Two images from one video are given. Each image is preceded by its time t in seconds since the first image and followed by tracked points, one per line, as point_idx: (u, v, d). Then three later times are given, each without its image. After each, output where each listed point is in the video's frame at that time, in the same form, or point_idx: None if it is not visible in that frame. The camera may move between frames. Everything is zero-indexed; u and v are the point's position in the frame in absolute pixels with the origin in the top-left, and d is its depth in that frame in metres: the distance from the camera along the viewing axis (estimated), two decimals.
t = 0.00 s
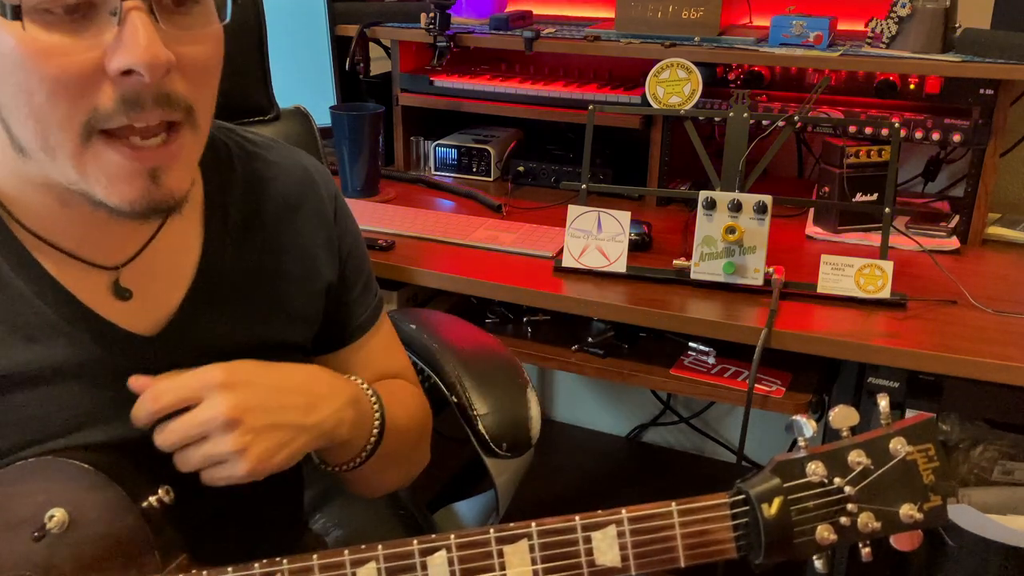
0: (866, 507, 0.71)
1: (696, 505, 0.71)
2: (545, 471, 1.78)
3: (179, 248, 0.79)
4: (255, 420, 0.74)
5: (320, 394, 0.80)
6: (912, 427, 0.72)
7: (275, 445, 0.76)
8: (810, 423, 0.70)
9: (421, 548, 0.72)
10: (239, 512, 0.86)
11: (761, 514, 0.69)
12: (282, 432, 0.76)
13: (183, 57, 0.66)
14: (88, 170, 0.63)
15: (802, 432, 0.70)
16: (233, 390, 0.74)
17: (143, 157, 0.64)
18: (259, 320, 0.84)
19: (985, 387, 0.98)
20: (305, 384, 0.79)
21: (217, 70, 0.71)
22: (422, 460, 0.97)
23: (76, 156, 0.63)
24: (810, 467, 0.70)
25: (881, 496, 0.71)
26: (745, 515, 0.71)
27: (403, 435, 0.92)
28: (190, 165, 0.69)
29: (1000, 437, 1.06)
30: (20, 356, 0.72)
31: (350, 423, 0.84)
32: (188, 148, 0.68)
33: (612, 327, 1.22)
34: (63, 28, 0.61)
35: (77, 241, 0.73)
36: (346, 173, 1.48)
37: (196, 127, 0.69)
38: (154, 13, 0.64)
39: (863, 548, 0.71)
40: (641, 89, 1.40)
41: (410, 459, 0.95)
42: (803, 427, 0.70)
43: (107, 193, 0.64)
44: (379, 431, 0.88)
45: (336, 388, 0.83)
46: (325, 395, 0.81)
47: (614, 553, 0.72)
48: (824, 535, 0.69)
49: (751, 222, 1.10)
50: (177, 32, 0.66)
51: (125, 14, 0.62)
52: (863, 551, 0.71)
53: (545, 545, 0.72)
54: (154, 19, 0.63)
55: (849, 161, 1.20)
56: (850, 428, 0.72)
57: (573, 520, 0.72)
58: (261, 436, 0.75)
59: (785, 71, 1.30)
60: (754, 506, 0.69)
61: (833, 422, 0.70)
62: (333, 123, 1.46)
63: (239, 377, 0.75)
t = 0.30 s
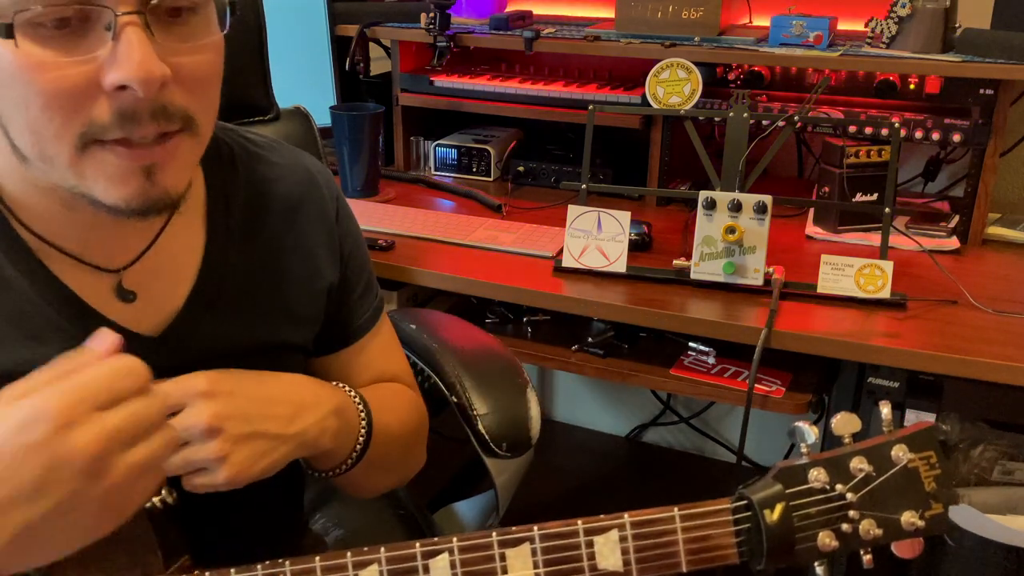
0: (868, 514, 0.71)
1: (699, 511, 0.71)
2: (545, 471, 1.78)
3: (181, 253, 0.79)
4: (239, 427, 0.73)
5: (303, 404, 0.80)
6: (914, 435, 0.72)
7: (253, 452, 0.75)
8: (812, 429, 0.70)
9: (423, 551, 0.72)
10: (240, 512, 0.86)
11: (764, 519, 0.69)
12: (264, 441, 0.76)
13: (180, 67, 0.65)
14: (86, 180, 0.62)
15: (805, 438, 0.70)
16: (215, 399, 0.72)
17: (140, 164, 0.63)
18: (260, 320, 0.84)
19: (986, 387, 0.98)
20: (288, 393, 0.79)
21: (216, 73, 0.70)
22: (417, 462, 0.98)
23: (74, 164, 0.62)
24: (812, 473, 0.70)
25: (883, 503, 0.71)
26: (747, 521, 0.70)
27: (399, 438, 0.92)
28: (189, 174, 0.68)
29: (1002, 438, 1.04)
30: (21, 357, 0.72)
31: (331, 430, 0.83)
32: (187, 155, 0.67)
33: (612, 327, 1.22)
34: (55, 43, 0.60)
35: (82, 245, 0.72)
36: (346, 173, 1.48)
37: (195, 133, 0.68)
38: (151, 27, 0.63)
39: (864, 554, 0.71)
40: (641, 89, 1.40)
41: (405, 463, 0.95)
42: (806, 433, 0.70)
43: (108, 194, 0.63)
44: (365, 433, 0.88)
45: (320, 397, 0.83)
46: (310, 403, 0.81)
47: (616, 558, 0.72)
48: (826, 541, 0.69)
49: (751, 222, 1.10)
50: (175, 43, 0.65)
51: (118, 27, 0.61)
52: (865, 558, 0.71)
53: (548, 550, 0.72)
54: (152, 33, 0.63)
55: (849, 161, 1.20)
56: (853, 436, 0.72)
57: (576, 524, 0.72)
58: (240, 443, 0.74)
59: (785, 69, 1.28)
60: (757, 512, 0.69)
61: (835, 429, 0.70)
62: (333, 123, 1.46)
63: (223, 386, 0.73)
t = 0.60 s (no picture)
0: (865, 507, 0.71)
1: (694, 504, 0.71)
2: (545, 471, 1.78)
3: (177, 250, 0.79)
4: (236, 416, 0.74)
5: (306, 397, 0.80)
6: (910, 427, 0.72)
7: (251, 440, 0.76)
8: (808, 422, 0.70)
9: (420, 547, 0.72)
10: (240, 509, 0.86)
11: (759, 512, 0.69)
12: (263, 431, 0.76)
13: (137, 58, 0.62)
14: (50, 173, 0.62)
15: (801, 432, 0.70)
16: (218, 387, 0.74)
17: (100, 158, 0.62)
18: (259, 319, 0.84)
19: (985, 387, 0.98)
20: (288, 385, 0.79)
21: (186, 69, 0.67)
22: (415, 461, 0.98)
23: (38, 154, 0.62)
24: (808, 466, 0.70)
25: (879, 496, 0.71)
26: (743, 514, 0.70)
27: (396, 438, 0.92)
28: (157, 170, 0.66)
29: (1000, 438, 1.05)
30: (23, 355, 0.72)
31: (332, 421, 0.83)
32: (154, 150, 0.65)
33: (612, 327, 1.22)
34: (15, 29, 0.60)
35: (76, 240, 0.73)
36: (346, 173, 1.48)
37: (162, 129, 0.66)
38: (106, 15, 0.61)
39: (862, 548, 0.70)
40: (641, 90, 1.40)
41: (404, 461, 0.95)
42: (801, 427, 0.70)
43: (72, 192, 0.63)
44: (364, 431, 0.88)
45: (322, 392, 0.83)
46: (311, 396, 0.81)
47: (612, 552, 0.72)
48: (823, 534, 0.69)
49: (751, 222, 1.10)
50: (135, 33, 0.62)
51: (71, 12, 0.59)
52: (862, 551, 0.71)
53: (544, 544, 0.72)
54: (107, 21, 0.61)
55: (849, 161, 1.20)
56: (848, 429, 0.72)
57: (572, 518, 0.72)
58: (237, 433, 0.75)
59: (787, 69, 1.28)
60: (752, 505, 0.69)
61: (830, 422, 0.70)
62: (333, 123, 1.46)
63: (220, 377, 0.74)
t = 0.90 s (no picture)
0: (866, 506, 0.71)
1: (695, 503, 0.71)
2: (545, 470, 1.78)
3: (175, 252, 0.79)
4: (259, 407, 0.74)
5: (321, 393, 0.80)
6: (911, 426, 0.72)
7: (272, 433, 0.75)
8: (809, 421, 0.70)
9: (421, 546, 0.72)
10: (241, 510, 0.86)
11: (760, 511, 0.69)
12: (283, 426, 0.76)
13: (75, 76, 0.60)
14: (11, 185, 0.62)
15: (801, 431, 0.70)
16: (241, 378, 0.74)
17: (42, 172, 0.60)
18: (259, 321, 0.84)
19: (985, 387, 0.98)
20: (305, 380, 0.79)
21: (137, 86, 0.63)
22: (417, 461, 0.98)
23: None
24: (808, 465, 0.70)
25: (880, 494, 0.71)
26: (743, 513, 0.71)
27: (401, 436, 0.93)
28: (104, 184, 0.63)
29: (1000, 438, 1.08)
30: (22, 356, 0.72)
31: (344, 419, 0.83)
32: (97, 165, 0.62)
33: (612, 327, 1.22)
34: None
35: (65, 245, 0.72)
36: (346, 173, 1.48)
37: (113, 146, 0.62)
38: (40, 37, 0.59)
39: (862, 546, 0.71)
40: (640, 90, 1.40)
41: (408, 461, 0.95)
42: (802, 425, 0.70)
43: (27, 204, 0.62)
44: (376, 427, 0.87)
45: (334, 389, 0.82)
46: (325, 391, 0.81)
47: (613, 551, 0.72)
48: (823, 532, 0.70)
49: (751, 222, 1.10)
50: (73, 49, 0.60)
51: None
52: (863, 550, 0.71)
53: (544, 543, 0.72)
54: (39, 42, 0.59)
55: (849, 161, 1.20)
56: (849, 428, 0.72)
57: (572, 517, 0.72)
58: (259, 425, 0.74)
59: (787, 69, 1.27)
60: (753, 504, 0.69)
61: (831, 421, 0.70)
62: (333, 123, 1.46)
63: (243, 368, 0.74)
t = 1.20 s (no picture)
0: (868, 509, 0.71)
1: (695, 506, 0.71)
2: (545, 470, 1.78)
3: (173, 253, 0.79)
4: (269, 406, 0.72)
5: (327, 390, 0.80)
6: (913, 429, 0.72)
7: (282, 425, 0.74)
8: (810, 424, 0.70)
9: (418, 550, 0.72)
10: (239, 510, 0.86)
11: (760, 515, 0.69)
12: (296, 423, 0.75)
13: (65, 83, 0.59)
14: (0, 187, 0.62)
15: (802, 433, 0.70)
16: (259, 373, 0.73)
17: (31, 176, 0.60)
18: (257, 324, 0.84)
19: (985, 387, 0.98)
20: (316, 377, 0.78)
21: (129, 93, 0.63)
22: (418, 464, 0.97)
23: None
24: (809, 468, 0.70)
25: (882, 497, 0.71)
26: (744, 516, 0.70)
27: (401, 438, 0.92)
28: (92, 189, 0.63)
29: (1000, 438, 1.06)
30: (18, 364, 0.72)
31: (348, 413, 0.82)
32: (85, 171, 0.62)
33: (612, 327, 1.22)
34: None
35: (60, 249, 0.72)
36: (346, 173, 1.48)
37: (103, 152, 0.62)
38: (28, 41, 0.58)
39: (864, 550, 0.70)
40: (640, 90, 1.40)
41: (410, 461, 0.96)
42: (803, 428, 0.70)
43: (18, 205, 0.62)
44: (382, 429, 0.88)
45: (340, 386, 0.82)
46: (335, 390, 0.81)
47: (612, 555, 0.72)
48: (824, 536, 0.69)
49: (751, 222, 1.10)
50: (63, 54, 0.59)
51: None
52: (865, 553, 0.71)
53: (543, 547, 0.72)
54: (26, 48, 0.58)
55: (849, 161, 1.20)
56: (851, 430, 0.72)
57: (571, 521, 0.72)
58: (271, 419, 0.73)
59: (787, 69, 1.27)
60: (753, 507, 0.69)
61: (834, 423, 0.70)
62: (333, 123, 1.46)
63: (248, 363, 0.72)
